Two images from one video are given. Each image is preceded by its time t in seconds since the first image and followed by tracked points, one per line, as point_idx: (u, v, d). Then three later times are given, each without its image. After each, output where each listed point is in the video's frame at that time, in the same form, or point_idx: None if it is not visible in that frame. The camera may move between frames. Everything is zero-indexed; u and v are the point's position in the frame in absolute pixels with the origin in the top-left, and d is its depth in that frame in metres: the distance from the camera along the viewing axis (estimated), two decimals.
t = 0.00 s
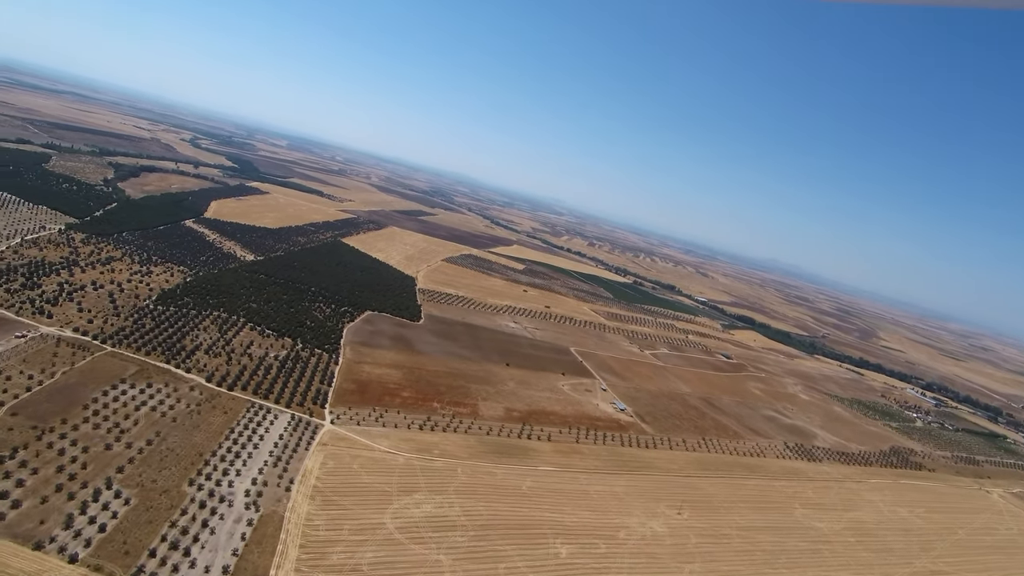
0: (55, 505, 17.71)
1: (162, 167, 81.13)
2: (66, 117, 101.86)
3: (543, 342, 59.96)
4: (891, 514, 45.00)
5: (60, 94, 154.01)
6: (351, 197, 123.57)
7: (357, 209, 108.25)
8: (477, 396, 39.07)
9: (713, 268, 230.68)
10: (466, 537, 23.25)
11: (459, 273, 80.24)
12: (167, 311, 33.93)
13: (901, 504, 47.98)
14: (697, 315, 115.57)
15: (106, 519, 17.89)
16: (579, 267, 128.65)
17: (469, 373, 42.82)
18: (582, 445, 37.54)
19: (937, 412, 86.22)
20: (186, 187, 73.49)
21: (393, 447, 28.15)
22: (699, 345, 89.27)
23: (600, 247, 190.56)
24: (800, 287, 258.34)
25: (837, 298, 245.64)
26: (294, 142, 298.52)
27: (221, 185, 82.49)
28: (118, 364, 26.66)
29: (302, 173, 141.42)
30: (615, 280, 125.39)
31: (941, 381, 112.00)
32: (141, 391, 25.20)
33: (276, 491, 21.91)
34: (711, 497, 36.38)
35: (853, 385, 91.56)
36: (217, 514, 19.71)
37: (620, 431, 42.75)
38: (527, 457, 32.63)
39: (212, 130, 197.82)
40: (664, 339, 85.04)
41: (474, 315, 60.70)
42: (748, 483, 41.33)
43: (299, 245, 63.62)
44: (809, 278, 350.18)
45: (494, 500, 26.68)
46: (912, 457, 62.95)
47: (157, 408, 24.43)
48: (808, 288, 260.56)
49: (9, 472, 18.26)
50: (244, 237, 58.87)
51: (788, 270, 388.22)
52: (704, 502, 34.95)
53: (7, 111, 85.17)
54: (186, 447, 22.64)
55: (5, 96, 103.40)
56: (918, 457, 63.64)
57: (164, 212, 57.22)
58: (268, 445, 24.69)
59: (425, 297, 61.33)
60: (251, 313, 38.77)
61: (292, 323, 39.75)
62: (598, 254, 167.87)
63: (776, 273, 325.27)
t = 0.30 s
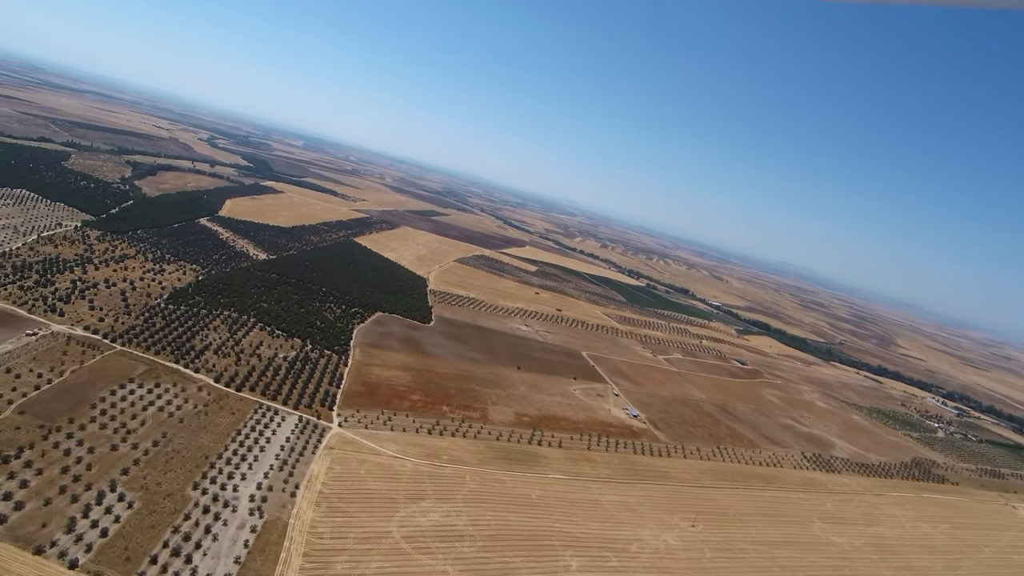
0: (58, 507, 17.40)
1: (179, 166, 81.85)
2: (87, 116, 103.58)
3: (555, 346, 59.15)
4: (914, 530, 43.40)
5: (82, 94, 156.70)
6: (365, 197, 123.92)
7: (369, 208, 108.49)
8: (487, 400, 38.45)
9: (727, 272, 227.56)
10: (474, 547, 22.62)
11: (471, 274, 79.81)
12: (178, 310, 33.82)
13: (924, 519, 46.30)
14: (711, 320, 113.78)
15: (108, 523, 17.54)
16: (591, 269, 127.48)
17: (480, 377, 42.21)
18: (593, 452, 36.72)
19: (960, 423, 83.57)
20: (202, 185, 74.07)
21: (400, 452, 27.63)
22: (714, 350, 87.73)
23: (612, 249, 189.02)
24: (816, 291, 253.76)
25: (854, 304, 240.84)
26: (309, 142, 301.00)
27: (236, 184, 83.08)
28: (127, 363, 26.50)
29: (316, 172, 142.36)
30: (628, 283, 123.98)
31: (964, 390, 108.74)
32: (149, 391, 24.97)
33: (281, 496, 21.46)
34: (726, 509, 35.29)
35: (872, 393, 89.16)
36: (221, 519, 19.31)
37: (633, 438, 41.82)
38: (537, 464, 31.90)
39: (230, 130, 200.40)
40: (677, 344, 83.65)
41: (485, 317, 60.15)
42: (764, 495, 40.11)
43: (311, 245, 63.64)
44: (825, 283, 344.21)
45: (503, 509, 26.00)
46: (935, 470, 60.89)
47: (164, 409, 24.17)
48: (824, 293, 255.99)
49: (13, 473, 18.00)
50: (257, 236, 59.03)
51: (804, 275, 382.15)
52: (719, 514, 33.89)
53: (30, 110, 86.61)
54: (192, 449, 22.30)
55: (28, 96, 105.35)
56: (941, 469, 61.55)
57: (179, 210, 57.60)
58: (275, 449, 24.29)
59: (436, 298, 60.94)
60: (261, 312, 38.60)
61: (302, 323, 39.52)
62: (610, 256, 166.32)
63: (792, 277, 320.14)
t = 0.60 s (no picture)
0: (57, 504, 17.12)
1: (195, 159, 82.47)
2: (107, 109, 105.00)
3: (565, 349, 58.41)
4: (932, 549, 41.96)
5: (104, 87, 159.03)
6: (378, 194, 124.10)
7: (382, 205, 108.55)
8: (495, 403, 37.88)
9: (741, 276, 224.66)
10: (477, 556, 22.03)
11: (482, 273, 79.35)
12: (187, 304, 33.71)
13: (943, 538, 44.79)
14: (724, 325, 112.08)
15: (107, 521, 17.24)
16: (603, 270, 126.37)
17: (488, 379, 41.64)
18: (602, 459, 35.97)
19: (980, 438, 81.19)
20: (217, 179, 74.51)
21: (405, 455, 27.15)
22: (726, 356, 86.26)
23: (625, 251, 187.53)
24: (831, 298, 249.60)
25: (871, 312, 236.38)
26: (325, 138, 302.88)
27: (250, 179, 83.49)
28: (134, 357, 26.34)
29: (330, 169, 143.03)
30: (640, 286, 122.63)
31: (984, 404, 105.78)
32: (154, 387, 24.76)
33: (282, 498, 21.06)
34: (737, 522, 34.32)
35: (889, 404, 87.00)
36: (220, 520, 18.95)
37: (642, 446, 40.97)
38: (545, 471, 31.24)
39: (247, 125, 202.48)
40: (689, 349, 82.36)
41: (495, 318, 59.58)
42: (777, 508, 39.00)
43: (323, 241, 63.58)
44: (841, 290, 338.57)
45: (508, 516, 25.38)
46: (954, 486, 59.04)
47: (168, 405, 23.93)
48: (840, 300, 251.60)
49: (14, 467, 17.78)
50: (269, 231, 59.10)
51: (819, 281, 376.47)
52: (731, 527, 32.94)
53: (51, 102, 87.91)
54: (194, 447, 22.00)
55: (51, 88, 107.02)
56: (960, 486, 59.67)
57: (193, 203, 57.88)
58: (278, 448, 23.95)
59: (446, 298, 60.51)
60: (270, 308, 38.43)
61: (311, 320, 39.29)
62: (623, 258, 164.86)
63: (807, 283, 315.32)
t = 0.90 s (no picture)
0: (60, 504, 16.91)
1: (211, 156, 83.15)
2: (128, 106, 106.53)
3: (577, 350, 57.59)
4: (956, 565, 40.41)
5: (125, 85, 161.55)
6: (391, 191, 124.23)
7: (395, 203, 108.61)
8: (506, 405, 37.27)
9: (756, 278, 221.32)
10: (484, 565, 21.46)
11: (494, 272, 78.83)
12: (198, 301, 33.65)
13: (968, 553, 43.16)
14: (740, 327, 110.20)
15: (109, 523, 16.98)
16: (616, 271, 125.07)
17: (499, 380, 41.09)
18: (614, 465, 35.17)
19: (1006, 448, 78.52)
20: (232, 176, 75.02)
21: (413, 458, 26.69)
22: (741, 359, 84.65)
23: (639, 251, 185.71)
24: (850, 301, 244.49)
25: (890, 315, 231.31)
26: (340, 136, 304.94)
27: (265, 175, 83.94)
28: (143, 354, 26.22)
29: (345, 166, 143.67)
30: (653, 287, 121.11)
31: (1010, 413, 102.38)
32: (162, 384, 24.60)
33: (288, 501, 20.70)
34: (753, 533, 33.30)
35: (910, 411, 84.62)
36: (224, 523, 18.62)
37: (655, 451, 40.08)
38: (555, 476, 30.55)
39: (264, 122, 204.43)
40: (704, 352, 80.94)
41: (507, 317, 59.00)
42: (794, 519, 37.83)
43: (336, 238, 63.59)
44: (859, 293, 331.80)
45: (517, 523, 24.76)
46: (979, 498, 57.05)
47: (176, 403, 23.72)
48: (857, 304, 246.83)
49: (19, 465, 17.61)
50: (282, 228, 59.21)
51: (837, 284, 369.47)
52: (746, 538, 31.95)
53: (73, 99, 89.36)
54: (200, 446, 21.71)
55: (73, 85, 108.80)
56: (985, 498, 57.65)
57: (208, 200, 58.20)
58: (285, 449, 23.62)
59: (457, 297, 60.07)
60: (281, 306, 38.26)
61: (321, 318, 39.06)
62: (637, 259, 163.15)
63: (825, 285, 309.60)
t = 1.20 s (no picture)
0: (66, 505, 16.73)
1: (230, 155, 84.03)
2: (150, 105, 108.41)
3: (591, 354, 56.68)
4: None
5: (149, 85, 164.64)
6: (407, 191, 124.44)
7: (410, 203, 108.75)
8: (518, 410, 36.63)
9: (774, 281, 217.47)
10: None
11: (508, 274, 78.25)
12: (212, 300, 33.64)
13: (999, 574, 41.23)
14: (758, 332, 108.00)
15: (115, 526, 16.76)
16: (631, 273, 123.61)
17: (512, 384, 40.46)
18: (628, 474, 34.28)
19: None
20: (250, 175, 75.64)
21: (423, 463, 26.19)
22: (759, 365, 82.79)
23: (655, 253, 183.60)
24: (871, 307, 238.79)
25: (912, 322, 225.39)
26: (357, 136, 307.45)
27: (282, 175, 84.53)
28: (156, 353, 26.15)
29: (361, 166, 144.55)
30: (669, 290, 119.36)
31: None
32: (173, 384, 24.46)
33: (294, 507, 20.31)
34: (772, 548, 32.13)
35: (935, 422, 81.85)
36: (229, 528, 18.30)
37: (671, 460, 39.07)
38: (568, 484, 29.80)
39: (283, 122, 206.92)
40: (720, 357, 79.33)
41: (520, 320, 58.35)
42: (815, 534, 36.49)
43: (350, 238, 63.61)
44: (881, 298, 323.95)
45: (528, 534, 24.10)
46: (1010, 515, 54.69)
47: (186, 403, 23.56)
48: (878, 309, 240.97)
49: (27, 465, 17.51)
50: (298, 227, 59.38)
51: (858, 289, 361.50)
52: (765, 554, 30.81)
53: (97, 99, 91.10)
54: (209, 448, 21.48)
55: (98, 85, 111.06)
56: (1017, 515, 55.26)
57: (225, 198, 58.63)
58: (293, 452, 23.29)
59: (471, 298, 59.59)
60: (294, 306, 38.15)
61: (334, 318, 38.85)
62: (652, 261, 161.26)
63: (845, 290, 303.02)
